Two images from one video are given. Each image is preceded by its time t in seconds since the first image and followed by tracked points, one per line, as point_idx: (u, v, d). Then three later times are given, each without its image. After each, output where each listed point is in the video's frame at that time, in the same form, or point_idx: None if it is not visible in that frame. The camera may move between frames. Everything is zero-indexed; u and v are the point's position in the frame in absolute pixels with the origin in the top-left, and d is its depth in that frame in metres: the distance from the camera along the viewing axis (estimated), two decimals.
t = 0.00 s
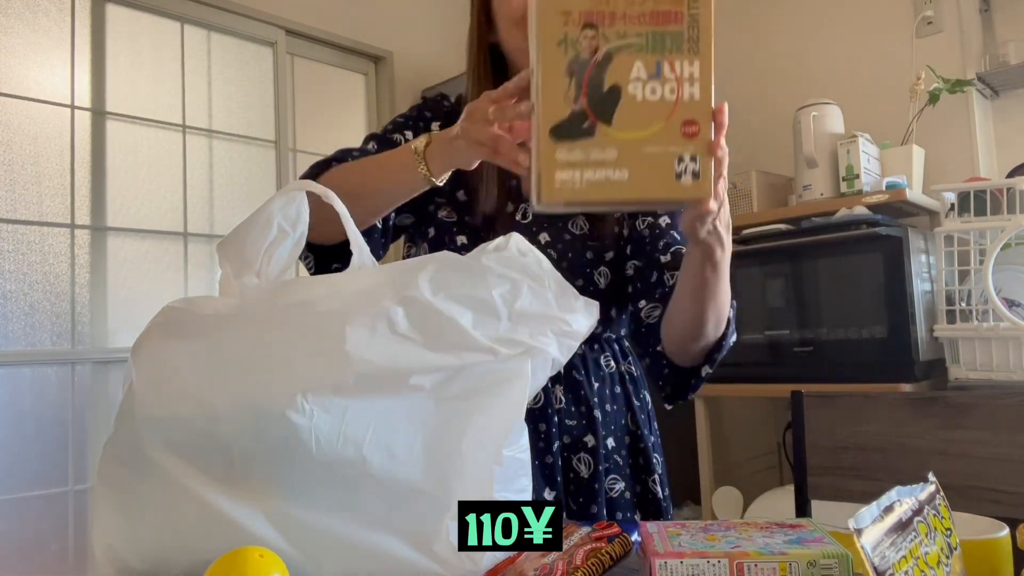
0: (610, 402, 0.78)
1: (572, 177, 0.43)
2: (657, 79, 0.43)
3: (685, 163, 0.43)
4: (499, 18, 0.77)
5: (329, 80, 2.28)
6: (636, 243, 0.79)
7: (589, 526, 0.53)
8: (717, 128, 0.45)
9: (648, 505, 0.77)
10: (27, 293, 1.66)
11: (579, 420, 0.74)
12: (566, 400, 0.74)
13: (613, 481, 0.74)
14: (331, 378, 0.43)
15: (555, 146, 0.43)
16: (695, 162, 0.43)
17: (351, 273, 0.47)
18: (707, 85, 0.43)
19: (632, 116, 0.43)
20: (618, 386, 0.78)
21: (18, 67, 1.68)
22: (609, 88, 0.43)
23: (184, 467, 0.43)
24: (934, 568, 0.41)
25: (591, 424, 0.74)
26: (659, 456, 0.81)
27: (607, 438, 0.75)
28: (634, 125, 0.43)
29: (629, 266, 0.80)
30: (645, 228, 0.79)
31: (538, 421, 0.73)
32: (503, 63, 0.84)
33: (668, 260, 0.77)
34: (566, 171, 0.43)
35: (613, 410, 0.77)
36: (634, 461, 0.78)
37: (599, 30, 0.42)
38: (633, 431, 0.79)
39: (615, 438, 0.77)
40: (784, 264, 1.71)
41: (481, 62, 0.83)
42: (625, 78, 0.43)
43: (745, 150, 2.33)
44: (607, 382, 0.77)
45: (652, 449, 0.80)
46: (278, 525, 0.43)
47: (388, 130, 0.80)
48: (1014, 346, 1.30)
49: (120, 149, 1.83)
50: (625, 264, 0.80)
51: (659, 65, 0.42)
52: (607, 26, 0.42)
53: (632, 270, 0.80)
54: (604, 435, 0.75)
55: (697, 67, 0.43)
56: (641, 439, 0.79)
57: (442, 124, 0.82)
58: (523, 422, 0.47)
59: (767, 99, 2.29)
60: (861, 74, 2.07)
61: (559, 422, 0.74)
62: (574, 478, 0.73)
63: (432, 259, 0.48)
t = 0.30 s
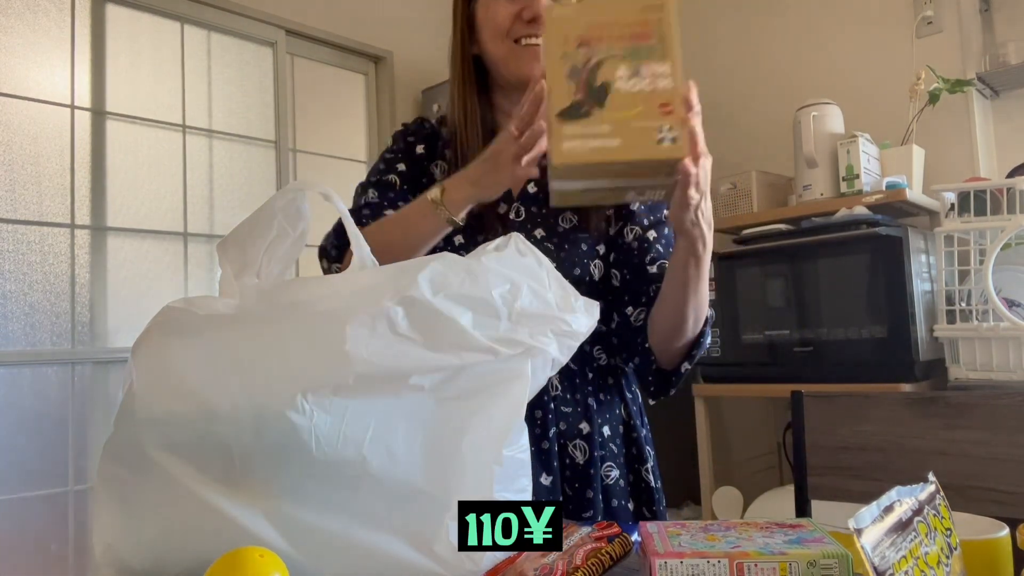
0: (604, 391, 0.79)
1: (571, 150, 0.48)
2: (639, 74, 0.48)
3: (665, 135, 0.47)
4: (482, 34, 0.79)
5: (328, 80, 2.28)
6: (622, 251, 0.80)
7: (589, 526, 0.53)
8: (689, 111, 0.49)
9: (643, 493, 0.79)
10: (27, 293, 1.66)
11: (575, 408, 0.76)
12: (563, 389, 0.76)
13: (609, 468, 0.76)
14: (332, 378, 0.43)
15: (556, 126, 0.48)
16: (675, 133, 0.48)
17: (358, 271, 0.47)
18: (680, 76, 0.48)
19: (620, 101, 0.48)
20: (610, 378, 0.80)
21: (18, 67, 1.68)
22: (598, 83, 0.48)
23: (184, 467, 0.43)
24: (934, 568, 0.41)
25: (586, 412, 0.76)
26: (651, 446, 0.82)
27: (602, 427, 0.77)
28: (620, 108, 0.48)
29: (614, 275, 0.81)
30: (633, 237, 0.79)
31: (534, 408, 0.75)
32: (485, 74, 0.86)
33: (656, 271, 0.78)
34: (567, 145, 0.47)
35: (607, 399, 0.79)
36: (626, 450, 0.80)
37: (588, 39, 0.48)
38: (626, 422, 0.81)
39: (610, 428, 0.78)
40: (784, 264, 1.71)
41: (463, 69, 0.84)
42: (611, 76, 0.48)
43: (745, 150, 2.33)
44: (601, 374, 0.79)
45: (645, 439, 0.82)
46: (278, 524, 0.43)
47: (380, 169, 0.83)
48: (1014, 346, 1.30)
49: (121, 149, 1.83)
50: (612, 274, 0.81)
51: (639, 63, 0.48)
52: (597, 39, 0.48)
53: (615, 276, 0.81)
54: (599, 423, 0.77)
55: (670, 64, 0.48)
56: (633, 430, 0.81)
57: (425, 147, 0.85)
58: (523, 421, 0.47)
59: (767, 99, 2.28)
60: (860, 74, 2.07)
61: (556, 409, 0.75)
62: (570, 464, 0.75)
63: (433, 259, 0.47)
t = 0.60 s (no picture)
0: (598, 387, 0.82)
1: (552, 202, 0.56)
2: (615, 130, 0.55)
3: (637, 189, 0.56)
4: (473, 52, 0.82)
5: (328, 80, 2.28)
6: (615, 256, 0.85)
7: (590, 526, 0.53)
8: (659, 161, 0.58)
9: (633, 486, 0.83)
10: (27, 293, 1.66)
11: (571, 402, 0.78)
12: (559, 383, 0.77)
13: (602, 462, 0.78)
14: (332, 378, 0.43)
15: (541, 178, 0.56)
16: (643, 189, 0.56)
17: (360, 269, 0.47)
18: (653, 131, 0.56)
19: (597, 156, 0.56)
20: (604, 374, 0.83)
21: (18, 67, 1.68)
22: (579, 139, 0.56)
23: (183, 466, 0.43)
24: (934, 568, 0.41)
25: (582, 406, 0.78)
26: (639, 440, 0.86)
27: (597, 421, 0.79)
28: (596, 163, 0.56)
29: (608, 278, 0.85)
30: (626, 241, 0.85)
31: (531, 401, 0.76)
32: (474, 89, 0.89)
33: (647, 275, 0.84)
34: (550, 197, 0.56)
35: (601, 394, 0.81)
36: (620, 445, 0.84)
37: (570, 93, 0.55)
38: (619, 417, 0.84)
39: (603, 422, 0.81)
40: (784, 264, 1.71)
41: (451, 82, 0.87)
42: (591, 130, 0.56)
43: (745, 150, 2.33)
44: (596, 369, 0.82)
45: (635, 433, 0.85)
46: (278, 524, 0.43)
47: (380, 189, 0.82)
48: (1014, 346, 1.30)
49: (121, 149, 1.83)
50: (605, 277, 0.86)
51: (616, 118, 0.55)
52: (578, 94, 0.55)
53: (610, 281, 0.86)
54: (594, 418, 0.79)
55: (644, 120, 0.55)
56: (626, 425, 0.84)
57: (419, 161, 0.84)
58: (523, 421, 0.47)
59: (767, 99, 2.28)
60: (860, 74, 2.07)
61: (552, 403, 0.76)
62: (565, 457, 0.76)
63: (434, 258, 0.47)
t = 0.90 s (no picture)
0: (597, 382, 0.82)
1: (543, 236, 0.63)
2: (592, 166, 0.58)
3: (620, 209, 0.61)
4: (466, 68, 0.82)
5: (328, 80, 2.28)
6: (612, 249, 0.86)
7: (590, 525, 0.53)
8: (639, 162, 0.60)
9: (631, 481, 0.84)
10: (27, 294, 1.66)
11: (570, 396, 0.78)
12: (558, 377, 0.77)
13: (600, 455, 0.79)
14: (331, 378, 0.43)
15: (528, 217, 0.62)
16: (625, 208, 0.61)
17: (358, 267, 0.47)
18: (628, 157, 0.58)
19: (578, 191, 0.60)
20: (601, 369, 0.84)
21: (18, 67, 1.68)
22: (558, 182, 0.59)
23: (183, 466, 0.43)
24: (934, 568, 0.41)
25: (581, 399, 0.78)
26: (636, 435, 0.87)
27: (595, 415, 0.79)
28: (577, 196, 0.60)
29: (604, 272, 0.86)
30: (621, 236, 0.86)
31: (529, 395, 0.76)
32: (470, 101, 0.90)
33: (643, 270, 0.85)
34: (539, 230, 0.63)
35: (599, 389, 0.82)
36: (619, 440, 0.84)
37: (540, 142, 0.56)
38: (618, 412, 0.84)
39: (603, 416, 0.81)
40: (784, 263, 1.71)
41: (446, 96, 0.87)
42: (566, 169, 0.58)
43: (745, 151, 2.33)
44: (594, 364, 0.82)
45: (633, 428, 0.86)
46: (278, 524, 0.43)
47: (380, 196, 0.84)
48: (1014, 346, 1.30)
49: (121, 149, 1.83)
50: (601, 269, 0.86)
51: (592, 159, 0.57)
52: (549, 147, 0.56)
53: (608, 275, 0.86)
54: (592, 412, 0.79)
55: (619, 152, 0.57)
56: (624, 420, 0.85)
57: (418, 166, 0.87)
58: (523, 421, 0.47)
59: (767, 99, 2.28)
60: (860, 74, 2.07)
61: (552, 397, 0.76)
62: (565, 450, 0.76)
63: (435, 255, 0.47)
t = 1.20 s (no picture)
0: (599, 379, 0.82)
1: (533, 238, 0.64)
2: (577, 167, 0.60)
3: (609, 206, 0.63)
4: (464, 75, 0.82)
5: (328, 80, 2.27)
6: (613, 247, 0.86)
7: (589, 525, 0.53)
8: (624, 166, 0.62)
9: (635, 479, 0.84)
10: (27, 294, 1.66)
11: (573, 394, 0.78)
12: (562, 375, 0.77)
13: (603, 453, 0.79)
14: (331, 377, 0.43)
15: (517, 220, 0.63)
16: (614, 204, 0.62)
17: (358, 268, 0.47)
18: (613, 156, 0.60)
19: (564, 192, 0.62)
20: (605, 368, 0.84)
21: (18, 67, 1.68)
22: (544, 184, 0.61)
23: (183, 466, 0.43)
24: (934, 568, 0.41)
25: (583, 397, 0.78)
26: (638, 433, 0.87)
27: (599, 413, 0.80)
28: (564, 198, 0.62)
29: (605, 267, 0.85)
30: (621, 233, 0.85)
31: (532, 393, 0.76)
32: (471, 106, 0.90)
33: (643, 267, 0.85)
34: (528, 234, 0.64)
35: (603, 387, 0.82)
36: (622, 438, 0.84)
37: (524, 146, 0.58)
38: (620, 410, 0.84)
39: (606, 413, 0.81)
40: (785, 263, 1.71)
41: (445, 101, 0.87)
42: (551, 172, 0.60)
43: (745, 151, 2.33)
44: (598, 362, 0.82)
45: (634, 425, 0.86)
46: (277, 524, 0.43)
47: (382, 201, 0.85)
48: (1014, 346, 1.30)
49: (121, 150, 1.83)
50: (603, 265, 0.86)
51: (577, 160, 0.59)
52: (533, 150, 0.58)
53: (609, 272, 0.86)
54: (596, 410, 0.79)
55: (603, 152, 0.59)
56: (627, 419, 0.85)
57: (420, 170, 0.87)
58: (522, 421, 0.47)
59: (767, 99, 2.28)
60: (861, 74, 2.07)
61: (555, 395, 0.77)
62: (567, 448, 0.77)
63: (437, 255, 0.47)
